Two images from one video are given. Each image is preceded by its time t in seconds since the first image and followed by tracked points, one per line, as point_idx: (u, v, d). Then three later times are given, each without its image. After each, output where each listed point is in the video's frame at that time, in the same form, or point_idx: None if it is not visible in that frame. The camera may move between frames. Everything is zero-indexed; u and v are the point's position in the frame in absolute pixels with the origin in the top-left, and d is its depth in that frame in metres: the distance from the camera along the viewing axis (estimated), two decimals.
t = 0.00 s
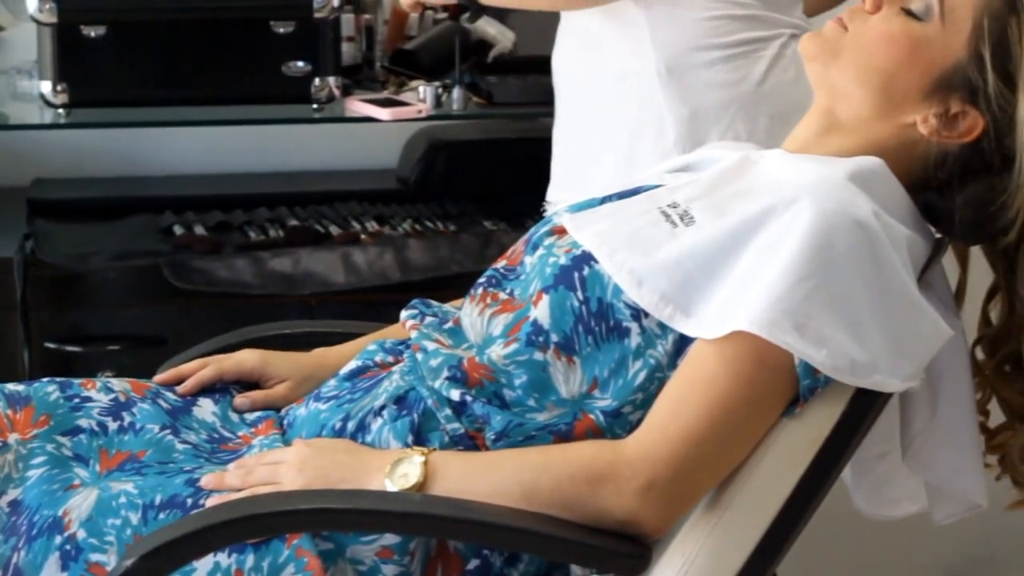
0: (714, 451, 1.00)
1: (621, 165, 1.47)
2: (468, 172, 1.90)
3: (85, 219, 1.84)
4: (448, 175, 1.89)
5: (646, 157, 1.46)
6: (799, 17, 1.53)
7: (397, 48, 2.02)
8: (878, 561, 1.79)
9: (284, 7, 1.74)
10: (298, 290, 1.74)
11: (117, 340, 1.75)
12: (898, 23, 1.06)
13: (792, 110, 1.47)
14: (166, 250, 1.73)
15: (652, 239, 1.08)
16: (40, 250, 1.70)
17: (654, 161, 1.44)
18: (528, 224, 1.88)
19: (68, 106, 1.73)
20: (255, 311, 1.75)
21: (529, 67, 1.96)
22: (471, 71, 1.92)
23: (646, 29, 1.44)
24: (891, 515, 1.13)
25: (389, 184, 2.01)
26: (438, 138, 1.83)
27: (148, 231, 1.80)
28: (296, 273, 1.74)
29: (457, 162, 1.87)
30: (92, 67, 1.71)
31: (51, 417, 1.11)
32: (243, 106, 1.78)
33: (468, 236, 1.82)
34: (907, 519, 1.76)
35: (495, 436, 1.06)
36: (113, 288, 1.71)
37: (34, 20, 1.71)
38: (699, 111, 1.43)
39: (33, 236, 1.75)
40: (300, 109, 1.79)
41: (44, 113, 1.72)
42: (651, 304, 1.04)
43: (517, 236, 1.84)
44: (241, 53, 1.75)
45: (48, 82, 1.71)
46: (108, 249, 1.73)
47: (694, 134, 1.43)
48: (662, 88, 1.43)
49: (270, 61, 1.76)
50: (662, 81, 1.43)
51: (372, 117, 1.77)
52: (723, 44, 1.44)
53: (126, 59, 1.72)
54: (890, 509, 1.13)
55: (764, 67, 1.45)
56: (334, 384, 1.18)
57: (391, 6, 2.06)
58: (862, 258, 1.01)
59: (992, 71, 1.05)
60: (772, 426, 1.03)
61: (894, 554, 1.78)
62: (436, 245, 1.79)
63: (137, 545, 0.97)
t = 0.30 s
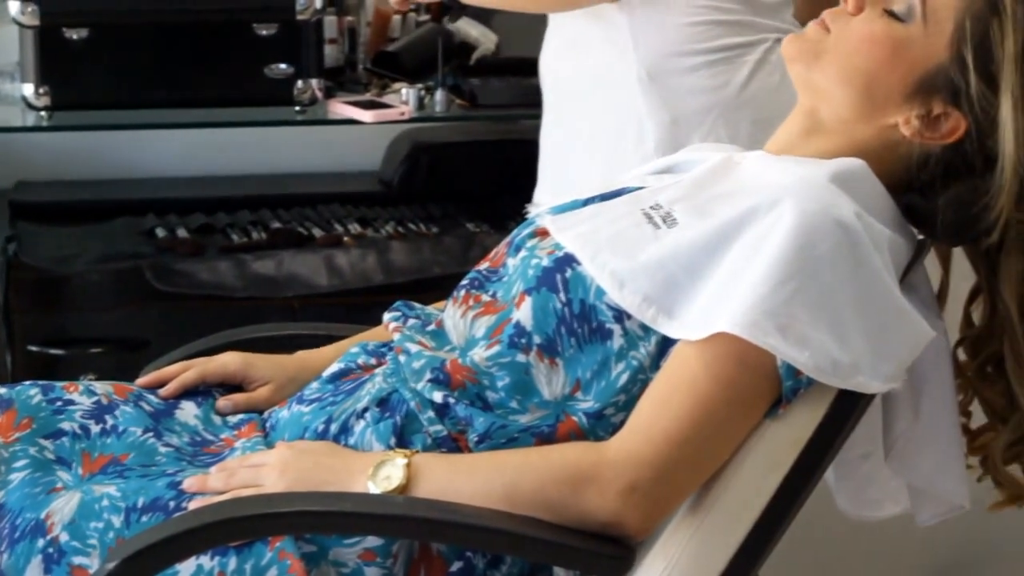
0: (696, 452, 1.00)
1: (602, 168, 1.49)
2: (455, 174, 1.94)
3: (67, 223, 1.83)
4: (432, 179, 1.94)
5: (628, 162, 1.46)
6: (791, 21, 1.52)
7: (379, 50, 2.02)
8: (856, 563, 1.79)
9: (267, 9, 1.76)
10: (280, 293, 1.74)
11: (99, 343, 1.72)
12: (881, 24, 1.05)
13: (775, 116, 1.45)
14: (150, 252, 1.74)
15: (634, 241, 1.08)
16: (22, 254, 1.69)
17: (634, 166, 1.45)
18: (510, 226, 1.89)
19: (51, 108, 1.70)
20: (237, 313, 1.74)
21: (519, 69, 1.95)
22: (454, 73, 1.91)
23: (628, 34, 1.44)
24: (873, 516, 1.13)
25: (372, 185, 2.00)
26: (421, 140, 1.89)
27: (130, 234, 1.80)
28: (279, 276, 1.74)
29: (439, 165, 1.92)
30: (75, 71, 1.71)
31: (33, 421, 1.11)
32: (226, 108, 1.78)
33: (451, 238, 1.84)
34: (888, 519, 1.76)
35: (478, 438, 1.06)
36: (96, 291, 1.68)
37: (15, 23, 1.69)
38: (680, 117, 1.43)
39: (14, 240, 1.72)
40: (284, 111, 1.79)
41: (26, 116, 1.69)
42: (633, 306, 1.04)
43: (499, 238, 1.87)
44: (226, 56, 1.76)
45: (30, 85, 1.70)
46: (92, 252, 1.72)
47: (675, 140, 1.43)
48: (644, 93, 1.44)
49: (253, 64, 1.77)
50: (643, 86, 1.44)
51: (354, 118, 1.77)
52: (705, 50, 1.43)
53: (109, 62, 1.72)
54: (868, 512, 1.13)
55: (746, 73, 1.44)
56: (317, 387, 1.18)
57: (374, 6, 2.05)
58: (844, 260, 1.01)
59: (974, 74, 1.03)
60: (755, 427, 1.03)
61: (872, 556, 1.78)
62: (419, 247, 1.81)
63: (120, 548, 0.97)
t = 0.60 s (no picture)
0: (685, 456, 1.00)
1: (598, 174, 1.49)
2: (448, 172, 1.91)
3: (57, 227, 1.83)
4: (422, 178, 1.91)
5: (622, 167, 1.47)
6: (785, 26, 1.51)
7: (367, 55, 2.06)
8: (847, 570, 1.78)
9: (255, 14, 1.79)
10: (268, 297, 1.74)
11: (90, 348, 1.75)
12: (869, 28, 1.06)
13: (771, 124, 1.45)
14: (139, 257, 1.73)
15: (623, 245, 1.08)
16: (10, 259, 1.71)
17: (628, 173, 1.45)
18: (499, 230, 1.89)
19: (40, 113, 1.74)
20: (227, 318, 1.75)
21: (508, 73, 1.95)
22: (443, 77, 1.95)
23: (623, 40, 1.42)
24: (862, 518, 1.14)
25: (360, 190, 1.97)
26: (409, 144, 1.85)
27: (119, 238, 1.79)
28: (267, 280, 1.74)
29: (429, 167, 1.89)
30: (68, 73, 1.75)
31: (22, 425, 1.11)
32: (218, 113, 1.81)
33: (440, 242, 1.83)
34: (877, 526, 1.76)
35: (468, 443, 1.06)
36: (84, 296, 1.70)
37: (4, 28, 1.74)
38: (673, 124, 1.43)
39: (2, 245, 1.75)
40: (272, 115, 1.83)
41: (15, 121, 1.74)
42: (622, 310, 1.04)
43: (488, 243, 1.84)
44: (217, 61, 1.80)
45: (19, 90, 1.73)
46: (82, 256, 1.72)
47: (668, 148, 1.43)
48: (638, 100, 1.43)
49: (241, 69, 1.81)
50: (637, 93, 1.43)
51: (344, 123, 1.83)
52: (696, 56, 1.42)
53: (96, 67, 1.76)
54: (862, 512, 1.13)
55: (741, 79, 1.43)
56: (306, 392, 1.18)
57: (362, 11, 2.08)
58: (833, 264, 1.01)
59: (963, 75, 1.04)
60: (744, 431, 1.02)
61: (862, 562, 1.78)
62: (408, 252, 1.80)
63: (110, 553, 0.97)
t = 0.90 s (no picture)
0: (669, 462, 1.00)
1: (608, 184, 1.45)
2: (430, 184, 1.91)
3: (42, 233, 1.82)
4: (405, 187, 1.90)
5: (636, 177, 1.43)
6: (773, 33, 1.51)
7: (353, 61, 2.07)
8: None
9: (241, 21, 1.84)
10: (253, 304, 1.73)
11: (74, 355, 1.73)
12: (854, 33, 1.06)
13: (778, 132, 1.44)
14: (125, 263, 1.73)
15: (608, 252, 1.08)
16: None
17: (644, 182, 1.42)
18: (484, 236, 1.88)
19: (23, 119, 1.80)
20: (221, 323, 1.75)
21: (490, 80, 1.96)
22: (428, 83, 1.97)
23: (638, 47, 1.39)
24: (849, 524, 1.14)
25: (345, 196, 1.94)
26: (394, 150, 1.86)
27: (105, 244, 1.79)
28: (253, 287, 1.74)
29: (415, 173, 1.88)
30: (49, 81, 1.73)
31: (7, 432, 1.10)
32: (202, 119, 1.85)
33: (425, 249, 1.83)
34: (862, 532, 1.75)
35: (453, 449, 1.06)
36: (70, 301, 1.69)
37: None
38: (691, 132, 1.41)
39: None
40: (256, 120, 1.86)
41: None
42: (608, 317, 1.04)
43: (473, 248, 1.84)
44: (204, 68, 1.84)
45: (3, 97, 1.79)
46: (67, 263, 1.72)
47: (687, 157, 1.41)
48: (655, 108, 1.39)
49: (223, 74, 1.85)
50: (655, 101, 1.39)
51: (329, 129, 1.85)
52: (711, 64, 1.40)
53: (81, 71, 1.80)
54: (849, 518, 1.13)
55: (753, 86, 1.43)
56: (291, 398, 1.18)
57: (348, 18, 2.10)
58: (818, 270, 1.01)
59: (948, 81, 1.04)
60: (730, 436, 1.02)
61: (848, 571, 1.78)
62: (394, 258, 1.80)
63: (95, 560, 0.97)
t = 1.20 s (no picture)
0: (656, 470, 1.00)
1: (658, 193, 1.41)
2: (416, 195, 1.90)
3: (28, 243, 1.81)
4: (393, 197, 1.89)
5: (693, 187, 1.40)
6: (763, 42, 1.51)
7: (340, 69, 2.02)
8: None
9: (226, 29, 1.74)
10: (241, 313, 1.72)
11: (61, 363, 1.71)
12: (840, 41, 1.05)
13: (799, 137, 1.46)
14: (112, 272, 1.71)
15: (596, 260, 1.08)
16: None
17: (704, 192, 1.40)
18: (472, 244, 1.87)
19: (11, 127, 1.71)
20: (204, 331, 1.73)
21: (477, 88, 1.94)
22: (416, 91, 1.93)
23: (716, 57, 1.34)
24: (835, 532, 1.14)
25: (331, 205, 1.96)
26: (382, 159, 1.85)
27: (91, 252, 1.78)
28: (240, 295, 1.73)
29: (402, 183, 1.88)
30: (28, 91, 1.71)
31: None
32: (189, 129, 1.78)
33: (412, 257, 1.81)
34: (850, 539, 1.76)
35: (440, 457, 1.06)
36: (56, 311, 1.67)
37: None
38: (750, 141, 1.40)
39: None
40: (243, 130, 1.78)
41: None
42: (595, 325, 1.04)
43: (461, 256, 1.83)
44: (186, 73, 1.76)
45: None
46: (54, 272, 1.71)
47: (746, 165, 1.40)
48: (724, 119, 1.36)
49: (210, 85, 1.76)
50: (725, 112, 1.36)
51: (316, 138, 1.79)
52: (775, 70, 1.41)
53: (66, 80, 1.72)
54: (836, 526, 1.14)
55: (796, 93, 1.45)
56: (279, 407, 1.18)
57: (334, 25, 2.05)
58: (805, 277, 1.02)
59: (934, 89, 1.03)
60: (717, 443, 1.02)
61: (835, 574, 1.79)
62: (381, 266, 1.78)
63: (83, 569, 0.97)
